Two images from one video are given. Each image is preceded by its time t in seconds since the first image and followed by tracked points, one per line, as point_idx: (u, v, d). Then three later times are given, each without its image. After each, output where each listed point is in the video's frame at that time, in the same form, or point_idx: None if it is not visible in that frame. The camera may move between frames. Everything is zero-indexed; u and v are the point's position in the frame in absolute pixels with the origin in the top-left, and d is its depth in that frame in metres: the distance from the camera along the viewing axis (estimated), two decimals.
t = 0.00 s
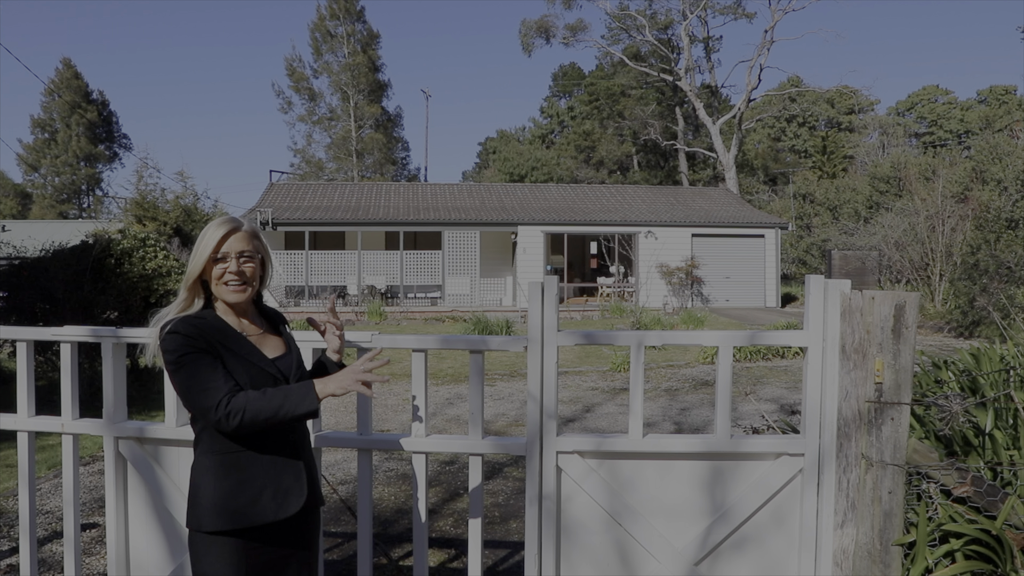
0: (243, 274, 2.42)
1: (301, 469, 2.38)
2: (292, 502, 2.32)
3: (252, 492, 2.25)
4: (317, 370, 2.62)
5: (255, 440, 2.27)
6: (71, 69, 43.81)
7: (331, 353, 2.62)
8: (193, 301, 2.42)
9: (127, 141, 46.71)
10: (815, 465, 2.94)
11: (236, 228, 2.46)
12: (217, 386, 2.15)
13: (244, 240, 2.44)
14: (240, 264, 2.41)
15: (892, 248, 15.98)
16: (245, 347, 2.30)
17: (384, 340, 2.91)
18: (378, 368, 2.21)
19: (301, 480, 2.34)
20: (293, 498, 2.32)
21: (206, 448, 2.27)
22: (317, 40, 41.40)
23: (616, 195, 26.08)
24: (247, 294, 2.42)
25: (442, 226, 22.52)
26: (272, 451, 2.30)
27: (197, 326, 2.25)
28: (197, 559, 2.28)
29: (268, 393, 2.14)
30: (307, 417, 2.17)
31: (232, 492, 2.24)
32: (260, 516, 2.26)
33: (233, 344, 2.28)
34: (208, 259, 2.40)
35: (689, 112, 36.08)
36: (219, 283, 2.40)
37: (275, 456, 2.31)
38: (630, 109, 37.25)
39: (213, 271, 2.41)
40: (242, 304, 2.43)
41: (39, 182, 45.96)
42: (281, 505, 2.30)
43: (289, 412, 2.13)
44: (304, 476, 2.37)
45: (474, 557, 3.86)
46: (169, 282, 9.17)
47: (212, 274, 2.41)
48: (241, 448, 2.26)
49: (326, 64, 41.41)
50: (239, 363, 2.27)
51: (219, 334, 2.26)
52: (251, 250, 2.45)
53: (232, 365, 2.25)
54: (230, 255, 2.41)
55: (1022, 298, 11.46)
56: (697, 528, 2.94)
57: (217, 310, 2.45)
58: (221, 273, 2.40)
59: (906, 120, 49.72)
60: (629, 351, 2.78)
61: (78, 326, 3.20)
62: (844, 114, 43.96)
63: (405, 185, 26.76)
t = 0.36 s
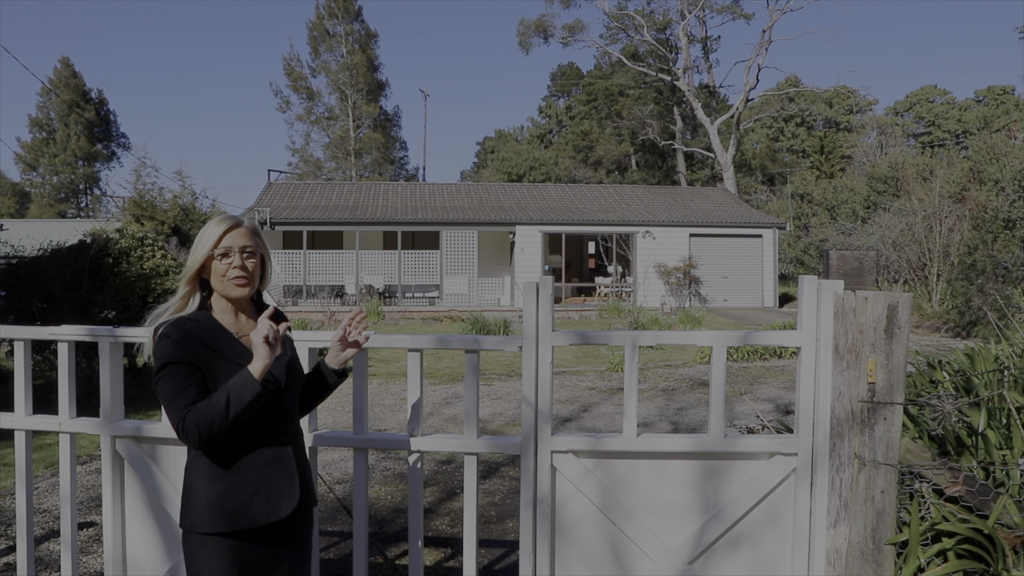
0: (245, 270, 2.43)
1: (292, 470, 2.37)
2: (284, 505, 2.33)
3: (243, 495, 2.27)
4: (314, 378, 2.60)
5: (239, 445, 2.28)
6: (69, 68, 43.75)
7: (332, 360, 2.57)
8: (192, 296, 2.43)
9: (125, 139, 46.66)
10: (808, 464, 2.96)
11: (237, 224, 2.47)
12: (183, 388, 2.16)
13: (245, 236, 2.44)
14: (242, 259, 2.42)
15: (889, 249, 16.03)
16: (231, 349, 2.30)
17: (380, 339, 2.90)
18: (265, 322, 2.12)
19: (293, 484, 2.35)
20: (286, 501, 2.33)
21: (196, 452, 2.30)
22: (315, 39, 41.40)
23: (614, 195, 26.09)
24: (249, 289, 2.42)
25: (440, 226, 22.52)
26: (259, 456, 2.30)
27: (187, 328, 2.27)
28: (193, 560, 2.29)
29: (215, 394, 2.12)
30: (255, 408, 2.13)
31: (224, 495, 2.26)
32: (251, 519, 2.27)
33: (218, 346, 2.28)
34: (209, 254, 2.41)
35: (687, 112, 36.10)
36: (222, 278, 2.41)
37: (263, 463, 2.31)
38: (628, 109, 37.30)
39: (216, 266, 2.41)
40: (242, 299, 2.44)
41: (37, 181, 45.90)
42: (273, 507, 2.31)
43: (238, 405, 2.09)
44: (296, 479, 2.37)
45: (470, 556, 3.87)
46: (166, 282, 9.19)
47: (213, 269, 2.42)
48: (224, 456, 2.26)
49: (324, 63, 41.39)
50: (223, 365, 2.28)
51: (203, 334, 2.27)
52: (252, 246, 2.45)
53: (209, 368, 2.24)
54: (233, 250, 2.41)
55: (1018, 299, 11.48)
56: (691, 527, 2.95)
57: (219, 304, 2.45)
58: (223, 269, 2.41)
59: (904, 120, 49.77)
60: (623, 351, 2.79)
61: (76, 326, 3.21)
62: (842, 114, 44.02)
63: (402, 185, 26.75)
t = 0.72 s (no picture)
0: (242, 277, 2.44)
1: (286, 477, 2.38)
2: (279, 510, 2.33)
3: (238, 500, 2.29)
4: (311, 384, 2.61)
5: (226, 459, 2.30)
6: (71, 72, 43.82)
7: (330, 367, 2.57)
8: (186, 302, 2.44)
9: (127, 143, 46.71)
10: (803, 462, 2.97)
11: (233, 231, 2.47)
12: (164, 409, 2.21)
13: (241, 243, 2.45)
14: (240, 267, 2.43)
15: (892, 247, 16.03)
16: (221, 359, 2.32)
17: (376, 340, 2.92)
18: (246, 378, 2.08)
19: (288, 488, 2.36)
20: (281, 505, 2.34)
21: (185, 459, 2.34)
22: (316, 42, 41.48)
23: (615, 195, 26.08)
24: (245, 297, 2.43)
25: (441, 227, 22.54)
26: (251, 463, 2.32)
27: (178, 339, 2.30)
28: (191, 562, 2.31)
29: (187, 429, 2.17)
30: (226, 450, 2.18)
31: (220, 498, 2.28)
32: (247, 522, 2.29)
33: (209, 361, 2.31)
34: (206, 263, 2.41)
35: (688, 112, 36.08)
36: (217, 286, 2.42)
37: (256, 470, 2.32)
38: (629, 108, 37.30)
39: (211, 273, 2.42)
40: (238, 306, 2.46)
41: (40, 185, 46.02)
42: (269, 511, 2.32)
43: (207, 447, 2.14)
44: (291, 482, 2.38)
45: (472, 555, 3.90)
46: (169, 284, 9.17)
47: (209, 277, 2.42)
48: (213, 465, 2.29)
49: (325, 65, 41.43)
50: (211, 381, 2.30)
51: (192, 346, 2.30)
52: (248, 253, 2.46)
53: (195, 383, 2.27)
54: (229, 259, 2.42)
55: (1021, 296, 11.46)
56: (686, 527, 2.96)
57: (213, 311, 2.47)
58: (220, 277, 2.42)
59: (906, 118, 49.72)
60: (621, 351, 2.79)
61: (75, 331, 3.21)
62: (844, 112, 44.01)
63: (404, 186, 26.77)
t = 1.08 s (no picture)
0: (229, 278, 2.46)
1: (271, 477, 2.40)
2: (263, 509, 2.36)
3: (222, 501, 2.32)
4: (298, 386, 2.62)
5: (211, 461, 2.33)
6: (72, 72, 43.88)
7: (316, 368, 2.57)
8: (173, 304, 2.47)
9: (128, 142, 46.75)
10: (791, 461, 2.97)
11: (219, 232, 2.48)
12: (147, 412, 2.25)
13: (227, 243, 2.47)
14: (226, 267, 2.45)
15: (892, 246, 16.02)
16: (204, 362, 2.34)
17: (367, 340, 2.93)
18: (220, 392, 2.09)
19: (272, 488, 2.38)
20: (265, 505, 2.37)
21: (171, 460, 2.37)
22: (317, 42, 41.50)
23: (616, 195, 26.08)
24: (231, 299, 2.45)
25: (442, 227, 22.57)
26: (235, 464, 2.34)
27: (162, 342, 2.32)
28: (178, 561, 2.33)
29: (169, 431, 2.20)
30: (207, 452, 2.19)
31: (205, 499, 2.31)
32: (231, 521, 2.32)
33: (194, 363, 2.33)
34: (192, 264, 2.42)
35: (689, 112, 36.07)
36: (204, 287, 2.44)
37: (238, 472, 2.35)
38: (630, 108, 37.24)
39: (197, 274, 2.43)
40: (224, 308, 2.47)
41: (41, 185, 46.07)
42: (253, 511, 2.34)
43: (183, 456, 2.16)
44: (275, 482, 2.40)
45: (466, 553, 3.92)
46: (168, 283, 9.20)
47: (197, 278, 2.44)
48: (197, 466, 2.32)
49: (326, 65, 41.47)
50: (196, 382, 2.32)
51: (175, 348, 2.32)
52: (234, 253, 2.47)
53: (178, 387, 2.30)
54: (215, 260, 2.43)
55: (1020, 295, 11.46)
56: (674, 526, 2.97)
57: (200, 313, 2.49)
58: (207, 278, 2.43)
59: (907, 118, 49.68)
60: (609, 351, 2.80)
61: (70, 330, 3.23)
62: (845, 112, 44.02)
63: (405, 186, 26.79)
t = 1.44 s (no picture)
0: (220, 281, 2.47)
1: (260, 476, 2.41)
2: (253, 508, 2.37)
3: (211, 500, 2.33)
4: (288, 386, 2.63)
5: (199, 459, 2.34)
6: (73, 72, 43.91)
7: (306, 370, 2.59)
8: (163, 306, 2.46)
9: (130, 143, 46.74)
10: (782, 459, 2.98)
11: (209, 235, 2.49)
12: (136, 411, 2.27)
13: (218, 246, 2.48)
14: (217, 270, 2.46)
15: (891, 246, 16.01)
16: (194, 363, 2.36)
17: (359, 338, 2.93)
18: (198, 400, 2.09)
19: (260, 487, 2.39)
20: (254, 504, 2.38)
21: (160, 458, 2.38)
22: (317, 42, 41.52)
23: (616, 195, 26.09)
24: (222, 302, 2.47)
25: (442, 227, 22.60)
26: (222, 467, 2.35)
27: (154, 345, 2.34)
28: (169, 558, 2.36)
29: (156, 430, 2.21)
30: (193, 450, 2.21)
31: (195, 497, 2.33)
32: (221, 519, 2.33)
33: (183, 364, 2.34)
34: (183, 267, 2.44)
35: (689, 111, 36.07)
36: (195, 290, 2.45)
37: (227, 469, 2.36)
38: (630, 108, 37.23)
39: (189, 278, 2.45)
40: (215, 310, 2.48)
41: (42, 185, 46.14)
42: (242, 510, 2.35)
43: (168, 454, 2.17)
44: (263, 481, 2.40)
45: (460, 552, 3.93)
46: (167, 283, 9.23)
47: (188, 281, 2.45)
48: (186, 465, 2.34)
49: (327, 65, 41.52)
50: (185, 382, 2.33)
51: (165, 350, 2.34)
52: (224, 256, 2.49)
53: (168, 387, 2.31)
54: (206, 263, 2.45)
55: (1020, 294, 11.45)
56: (664, 523, 2.97)
57: (191, 316, 2.50)
58: (199, 281, 2.45)
59: (908, 117, 49.63)
60: (598, 349, 2.81)
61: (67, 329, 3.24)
62: (846, 112, 44.00)
63: (405, 186, 26.80)
